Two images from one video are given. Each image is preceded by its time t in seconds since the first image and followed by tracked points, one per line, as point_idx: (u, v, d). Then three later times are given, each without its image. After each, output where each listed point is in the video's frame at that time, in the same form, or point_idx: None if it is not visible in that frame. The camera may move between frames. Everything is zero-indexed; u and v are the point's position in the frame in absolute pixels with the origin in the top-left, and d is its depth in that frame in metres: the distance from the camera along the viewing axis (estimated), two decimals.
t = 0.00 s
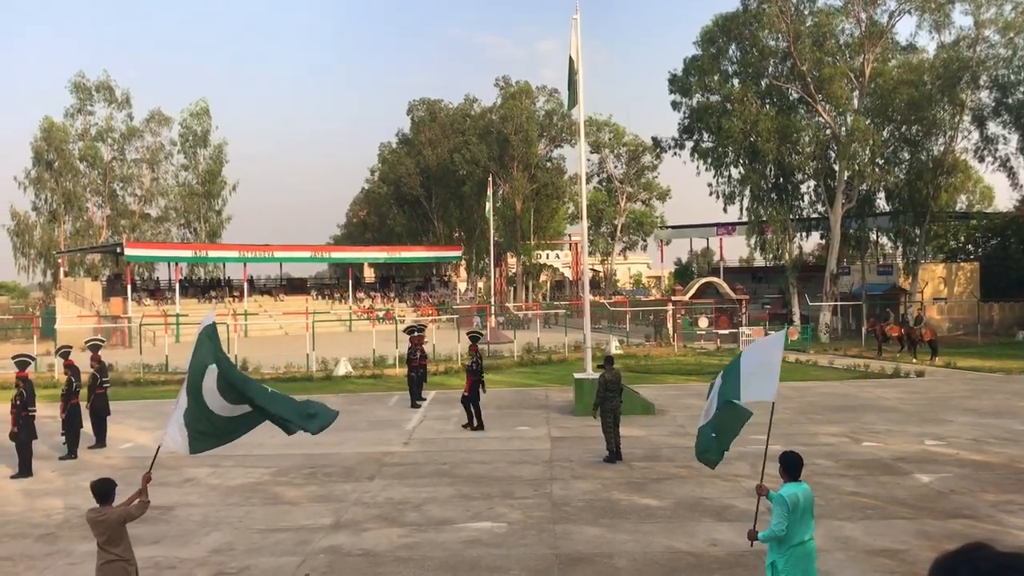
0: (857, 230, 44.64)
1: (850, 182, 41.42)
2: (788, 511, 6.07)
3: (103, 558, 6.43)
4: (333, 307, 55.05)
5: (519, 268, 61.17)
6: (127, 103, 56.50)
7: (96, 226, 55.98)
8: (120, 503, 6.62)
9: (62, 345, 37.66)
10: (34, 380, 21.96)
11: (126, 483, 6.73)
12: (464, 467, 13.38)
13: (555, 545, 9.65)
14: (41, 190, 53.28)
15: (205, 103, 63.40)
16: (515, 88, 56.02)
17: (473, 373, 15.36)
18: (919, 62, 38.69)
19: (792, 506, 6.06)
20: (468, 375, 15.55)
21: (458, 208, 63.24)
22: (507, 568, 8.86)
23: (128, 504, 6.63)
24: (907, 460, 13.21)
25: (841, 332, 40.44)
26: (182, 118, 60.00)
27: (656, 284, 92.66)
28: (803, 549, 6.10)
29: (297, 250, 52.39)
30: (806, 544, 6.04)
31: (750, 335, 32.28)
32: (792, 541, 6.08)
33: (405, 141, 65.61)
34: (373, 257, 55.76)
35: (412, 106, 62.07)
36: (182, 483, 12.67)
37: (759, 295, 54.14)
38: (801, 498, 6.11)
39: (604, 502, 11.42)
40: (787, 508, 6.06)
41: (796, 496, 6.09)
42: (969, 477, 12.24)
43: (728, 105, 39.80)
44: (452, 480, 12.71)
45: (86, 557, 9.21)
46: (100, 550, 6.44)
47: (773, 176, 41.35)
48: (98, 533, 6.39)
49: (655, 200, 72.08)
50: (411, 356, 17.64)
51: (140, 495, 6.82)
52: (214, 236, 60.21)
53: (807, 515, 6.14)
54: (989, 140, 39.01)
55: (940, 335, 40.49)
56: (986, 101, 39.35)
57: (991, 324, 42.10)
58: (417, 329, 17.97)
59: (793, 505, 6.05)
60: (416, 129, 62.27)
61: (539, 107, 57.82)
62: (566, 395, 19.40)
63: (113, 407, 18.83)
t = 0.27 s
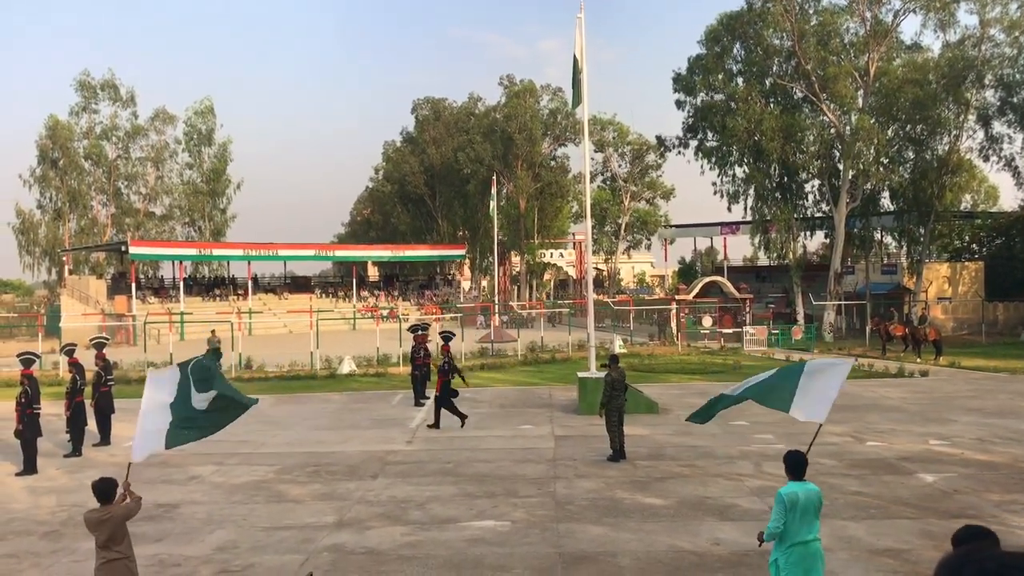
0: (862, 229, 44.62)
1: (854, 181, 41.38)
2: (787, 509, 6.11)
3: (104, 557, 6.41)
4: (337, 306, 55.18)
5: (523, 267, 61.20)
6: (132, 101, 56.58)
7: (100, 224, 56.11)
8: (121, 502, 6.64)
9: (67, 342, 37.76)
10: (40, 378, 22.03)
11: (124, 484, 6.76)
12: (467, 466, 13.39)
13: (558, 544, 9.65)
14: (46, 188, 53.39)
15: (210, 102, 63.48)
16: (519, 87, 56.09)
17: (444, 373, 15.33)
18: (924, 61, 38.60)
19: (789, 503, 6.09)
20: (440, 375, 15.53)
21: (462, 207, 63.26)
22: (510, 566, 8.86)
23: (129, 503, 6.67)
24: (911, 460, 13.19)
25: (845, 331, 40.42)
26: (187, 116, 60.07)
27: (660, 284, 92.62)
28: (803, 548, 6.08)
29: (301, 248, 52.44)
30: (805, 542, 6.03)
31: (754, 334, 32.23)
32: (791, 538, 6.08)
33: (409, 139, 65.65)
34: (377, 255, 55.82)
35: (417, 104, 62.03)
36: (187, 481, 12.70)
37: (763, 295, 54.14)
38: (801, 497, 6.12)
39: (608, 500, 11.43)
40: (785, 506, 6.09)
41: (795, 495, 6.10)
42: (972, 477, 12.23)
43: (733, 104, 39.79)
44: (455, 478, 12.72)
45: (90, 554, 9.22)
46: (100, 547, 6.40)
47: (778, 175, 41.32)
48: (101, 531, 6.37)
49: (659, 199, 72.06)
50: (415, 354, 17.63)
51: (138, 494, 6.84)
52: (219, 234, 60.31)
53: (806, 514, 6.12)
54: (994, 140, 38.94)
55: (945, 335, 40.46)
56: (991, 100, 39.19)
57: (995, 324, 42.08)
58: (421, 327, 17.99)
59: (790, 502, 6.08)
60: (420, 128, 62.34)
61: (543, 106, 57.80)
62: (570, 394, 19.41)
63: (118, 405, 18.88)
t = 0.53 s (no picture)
0: (866, 229, 44.61)
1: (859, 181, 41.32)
2: (787, 509, 6.15)
3: (108, 555, 6.41)
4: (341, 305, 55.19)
5: (527, 267, 61.18)
6: (137, 100, 56.63)
7: (105, 223, 56.20)
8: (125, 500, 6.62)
9: (72, 341, 37.83)
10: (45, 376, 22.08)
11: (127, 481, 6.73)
12: (472, 465, 13.40)
13: (562, 543, 9.66)
14: (51, 187, 53.46)
15: (215, 100, 63.51)
16: (524, 86, 56.12)
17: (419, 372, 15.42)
18: (930, 61, 38.49)
19: (788, 502, 6.14)
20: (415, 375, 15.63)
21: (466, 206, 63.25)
22: (514, 566, 8.86)
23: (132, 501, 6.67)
24: (915, 461, 13.17)
25: (850, 331, 40.41)
26: (191, 115, 60.11)
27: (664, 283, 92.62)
28: (805, 549, 6.05)
29: (306, 247, 52.49)
30: (806, 542, 6.00)
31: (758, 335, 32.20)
32: (792, 538, 6.09)
33: (414, 139, 65.69)
34: (381, 254, 55.88)
35: (421, 104, 62.08)
36: (191, 480, 12.72)
37: (768, 295, 54.08)
38: (801, 496, 6.13)
39: (612, 500, 11.42)
40: (785, 505, 6.14)
41: (795, 494, 6.14)
42: (978, 478, 12.20)
43: (738, 104, 39.76)
44: (459, 478, 12.73)
45: (95, 552, 9.24)
46: (103, 545, 6.40)
47: (782, 175, 41.29)
48: (106, 529, 6.37)
49: (664, 199, 72.03)
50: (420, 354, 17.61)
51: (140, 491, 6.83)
52: (223, 233, 60.38)
53: (807, 514, 6.11)
54: (1000, 140, 38.85)
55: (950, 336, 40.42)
56: (997, 100, 38.98)
57: (1000, 324, 42.07)
58: (426, 327, 17.98)
59: (787, 501, 6.13)
60: (424, 127, 62.39)
61: (547, 106, 57.77)
62: (574, 394, 19.40)
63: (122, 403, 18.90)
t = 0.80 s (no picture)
0: (870, 230, 44.61)
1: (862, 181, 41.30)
2: (788, 508, 6.19)
3: (113, 552, 6.41)
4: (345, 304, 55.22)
5: (530, 266, 61.19)
6: (140, 99, 56.68)
7: (108, 221, 56.26)
8: (132, 496, 6.62)
9: (76, 339, 37.87)
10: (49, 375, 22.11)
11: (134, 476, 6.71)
12: (474, 464, 13.40)
13: (565, 543, 9.65)
14: (54, 185, 53.51)
15: (219, 100, 63.57)
16: (527, 86, 56.16)
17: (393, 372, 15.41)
18: (934, 61, 38.45)
19: (787, 502, 6.18)
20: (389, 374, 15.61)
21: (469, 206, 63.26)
22: (517, 565, 8.85)
23: (139, 498, 6.66)
24: (918, 461, 13.16)
25: (853, 332, 40.42)
26: (195, 114, 60.17)
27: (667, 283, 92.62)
28: (808, 549, 6.01)
29: (309, 246, 52.54)
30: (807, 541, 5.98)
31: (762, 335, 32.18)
32: (794, 538, 6.08)
33: (417, 138, 65.75)
34: (384, 254, 55.93)
35: (425, 103, 62.13)
36: (194, 478, 12.72)
37: (771, 295, 54.08)
38: (802, 497, 6.15)
39: (615, 500, 11.42)
40: (785, 504, 6.20)
41: (794, 494, 6.19)
42: (981, 479, 12.19)
43: (741, 104, 39.75)
44: (462, 477, 12.74)
45: (97, 551, 9.24)
46: (108, 542, 6.40)
47: (786, 175, 41.26)
48: (112, 526, 6.37)
49: (667, 199, 72.03)
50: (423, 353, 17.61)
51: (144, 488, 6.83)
52: (226, 232, 60.44)
53: (809, 514, 6.09)
54: (1004, 141, 38.78)
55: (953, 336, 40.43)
56: (1002, 101, 38.86)
57: (1004, 325, 42.07)
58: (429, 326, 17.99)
59: (786, 500, 6.18)
60: (428, 127, 62.44)
61: (551, 105, 57.79)
62: (577, 393, 19.40)
63: (126, 402, 18.92)
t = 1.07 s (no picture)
0: (872, 230, 44.59)
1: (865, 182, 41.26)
2: (789, 509, 6.20)
3: (118, 550, 6.42)
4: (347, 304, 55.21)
5: (532, 266, 61.18)
6: (143, 98, 56.71)
7: (111, 221, 56.28)
8: (137, 495, 6.61)
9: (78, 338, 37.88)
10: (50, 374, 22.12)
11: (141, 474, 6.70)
12: (476, 464, 13.41)
13: (566, 543, 9.65)
14: (57, 185, 53.52)
15: (221, 99, 63.61)
16: (529, 86, 56.16)
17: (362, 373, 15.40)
18: (936, 62, 38.41)
19: (788, 503, 6.19)
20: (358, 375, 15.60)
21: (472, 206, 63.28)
22: (518, 566, 8.85)
23: (144, 496, 6.66)
24: (920, 462, 13.16)
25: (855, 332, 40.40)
26: (197, 113, 60.20)
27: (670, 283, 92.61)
28: (809, 549, 6.01)
29: (312, 246, 52.56)
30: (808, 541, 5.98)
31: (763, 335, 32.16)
32: (795, 538, 6.09)
33: (419, 138, 65.76)
34: (386, 254, 55.96)
35: (427, 103, 62.17)
36: (195, 478, 12.72)
37: (773, 295, 54.05)
38: (802, 497, 6.15)
39: (616, 501, 11.42)
40: (786, 505, 6.22)
41: (794, 494, 6.21)
42: (983, 480, 12.19)
43: (743, 104, 39.72)
44: (463, 477, 12.74)
45: (98, 550, 9.24)
46: (113, 541, 6.41)
47: (788, 176, 41.23)
48: (117, 526, 6.38)
49: (669, 199, 72.01)
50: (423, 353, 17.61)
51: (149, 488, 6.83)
52: (228, 231, 60.49)
53: (810, 514, 6.09)
54: (1007, 141, 38.74)
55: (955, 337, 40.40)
56: (1004, 101, 38.74)
57: (1005, 326, 42.01)
58: (429, 326, 17.99)
59: (787, 500, 6.20)
60: (430, 127, 62.46)
61: (553, 106, 57.79)
62: (578, 393, 19.40)
63: (127, 401, 18.92)
